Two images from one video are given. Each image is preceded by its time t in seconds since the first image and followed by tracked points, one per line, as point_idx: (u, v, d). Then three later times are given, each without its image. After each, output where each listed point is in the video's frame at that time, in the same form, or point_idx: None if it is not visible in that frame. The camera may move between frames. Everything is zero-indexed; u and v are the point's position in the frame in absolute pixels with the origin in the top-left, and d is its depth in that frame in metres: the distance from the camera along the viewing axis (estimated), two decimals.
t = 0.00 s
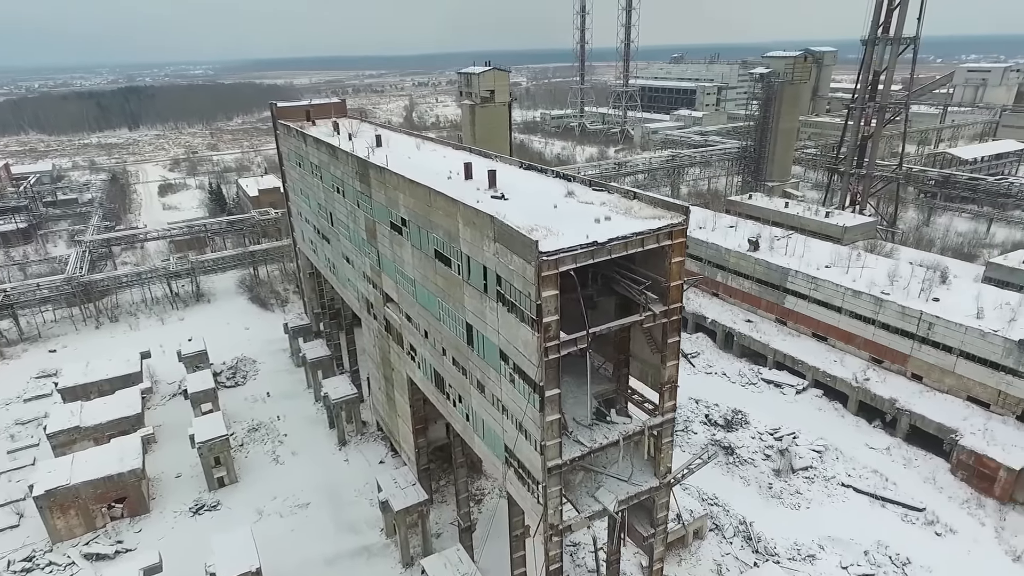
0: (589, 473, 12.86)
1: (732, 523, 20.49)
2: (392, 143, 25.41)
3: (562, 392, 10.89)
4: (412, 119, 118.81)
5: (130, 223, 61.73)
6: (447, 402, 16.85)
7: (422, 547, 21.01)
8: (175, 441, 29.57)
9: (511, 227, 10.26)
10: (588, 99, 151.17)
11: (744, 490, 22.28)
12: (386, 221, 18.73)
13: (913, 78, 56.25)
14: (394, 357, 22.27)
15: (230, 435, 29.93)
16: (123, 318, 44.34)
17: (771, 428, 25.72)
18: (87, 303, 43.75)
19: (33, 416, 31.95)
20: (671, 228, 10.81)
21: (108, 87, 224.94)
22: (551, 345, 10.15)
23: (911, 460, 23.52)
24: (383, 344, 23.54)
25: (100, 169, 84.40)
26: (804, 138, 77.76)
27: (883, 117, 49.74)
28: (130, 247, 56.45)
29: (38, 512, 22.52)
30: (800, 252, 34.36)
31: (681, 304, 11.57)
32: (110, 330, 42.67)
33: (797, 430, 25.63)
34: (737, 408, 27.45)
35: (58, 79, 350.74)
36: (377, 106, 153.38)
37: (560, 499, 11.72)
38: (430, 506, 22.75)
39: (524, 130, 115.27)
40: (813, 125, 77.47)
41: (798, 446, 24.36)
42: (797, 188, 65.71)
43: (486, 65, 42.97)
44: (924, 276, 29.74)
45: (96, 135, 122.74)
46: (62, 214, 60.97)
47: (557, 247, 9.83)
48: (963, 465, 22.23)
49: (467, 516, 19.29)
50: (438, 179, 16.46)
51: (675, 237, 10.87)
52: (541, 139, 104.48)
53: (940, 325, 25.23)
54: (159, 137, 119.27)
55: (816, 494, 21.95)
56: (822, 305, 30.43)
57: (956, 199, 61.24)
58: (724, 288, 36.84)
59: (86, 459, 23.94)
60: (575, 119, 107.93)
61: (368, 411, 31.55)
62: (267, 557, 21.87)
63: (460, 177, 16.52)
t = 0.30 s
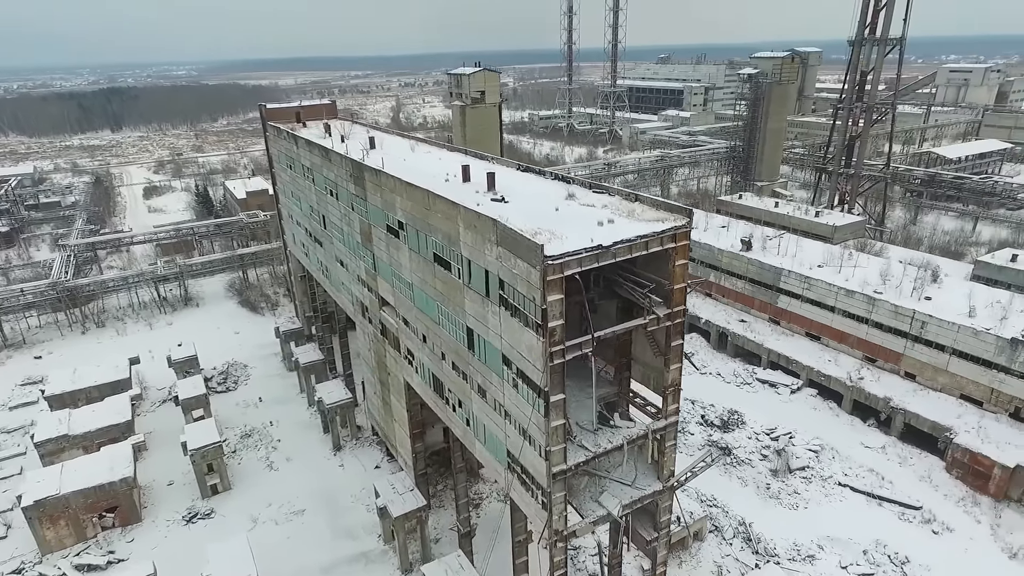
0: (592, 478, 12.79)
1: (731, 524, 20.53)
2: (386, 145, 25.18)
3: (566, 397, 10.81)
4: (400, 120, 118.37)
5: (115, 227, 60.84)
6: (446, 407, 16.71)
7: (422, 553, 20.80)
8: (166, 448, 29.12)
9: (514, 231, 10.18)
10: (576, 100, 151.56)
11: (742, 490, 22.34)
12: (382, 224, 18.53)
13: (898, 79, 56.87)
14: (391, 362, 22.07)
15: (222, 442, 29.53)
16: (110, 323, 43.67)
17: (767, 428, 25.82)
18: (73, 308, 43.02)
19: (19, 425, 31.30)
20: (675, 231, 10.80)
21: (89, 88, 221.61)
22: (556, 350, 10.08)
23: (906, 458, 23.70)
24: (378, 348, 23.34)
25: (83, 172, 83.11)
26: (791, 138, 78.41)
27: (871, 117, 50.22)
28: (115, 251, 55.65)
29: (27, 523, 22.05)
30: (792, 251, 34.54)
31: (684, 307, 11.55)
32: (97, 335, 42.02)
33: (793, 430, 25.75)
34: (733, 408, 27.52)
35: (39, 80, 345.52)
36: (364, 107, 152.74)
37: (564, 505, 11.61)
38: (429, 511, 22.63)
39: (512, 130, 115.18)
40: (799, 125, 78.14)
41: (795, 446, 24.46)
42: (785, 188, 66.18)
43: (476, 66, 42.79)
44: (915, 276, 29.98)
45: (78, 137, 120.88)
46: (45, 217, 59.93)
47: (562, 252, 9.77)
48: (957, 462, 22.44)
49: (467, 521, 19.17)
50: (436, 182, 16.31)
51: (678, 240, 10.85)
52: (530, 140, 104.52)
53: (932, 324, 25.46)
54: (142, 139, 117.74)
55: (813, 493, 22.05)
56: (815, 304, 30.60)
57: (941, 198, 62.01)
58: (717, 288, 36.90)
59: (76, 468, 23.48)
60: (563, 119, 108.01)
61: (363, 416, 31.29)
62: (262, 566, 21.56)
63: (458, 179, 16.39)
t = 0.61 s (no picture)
0: (599, 482, 12.71)
1: (735, 526, 20.50)
2: (385, 146, 25.03)
3: (575, 402, 10.72)
4: (392, 121, 117.97)
5: (106, 229, 60.26)
6: (450, 411, 16.59)
7: (424, 558, 20.63)
8: (162, 453, 28.81)
9: (523, 234, 10.12)
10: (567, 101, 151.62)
11: (743, 492, 22.33)
12: (383, 227, 18.36)
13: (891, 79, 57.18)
14: (391, 365, 21.93)
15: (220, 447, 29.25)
16: (102, 327, 43.23)
17: (768, 429, 25.83)
18: (64, 312, 42.52)
19: (11, 431, 30.90)
20: (684, 234, 10.78)
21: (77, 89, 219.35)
22: (565, 355, 10.01)
23: (907, 458, 23.75)
24: (378, 352, 23.22)
25: (72, 174, 82.27)
26: (784, 138, 78.76)
27: (864, 117, 50.46)
28: (107, 254, 55.10)
29: (22, 532, 21.73)
30: (790, 252, 34.61)
31: (693, 310, 11.51)
32: (89, 339, 41.61)
33: (794, 431, 25.77)
34: (733, 409, 27.53)
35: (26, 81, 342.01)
36: (355, 108, 152.23)
37: (573, 511, 11.52)
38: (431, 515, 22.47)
39: (505, 131, 115.08)
40: (792, 125, 78.49)
41: (796, 447, 24.48)
42: (779, 188, 66.42)
43: (471, 67, 42.63)
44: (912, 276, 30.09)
45: (66, 138, 119.63)
46: (34, 220, 59.24)
47: (572, 256, 9.73)
48: (957, 462, 22.53)
49: (470, 526, 19.05)
50: (438, 185, 16.19)
51: (687, 243, 10.82)
52: (523, 140, 104.50)
53: (931, 324, 25.56)
54: (131, 141, 116.66)
55: (815, 495, 22.07)
56: (813, 305, 30.67)
57: (933, 198, 62.43)
58: (715, 288, 36.87)
59: (72, 475, 23.17)
60: (556, 120, 107.98)
61: (361, 419, 31.08)
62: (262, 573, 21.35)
63: (461, 182, 16.30)
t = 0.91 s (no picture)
0: (607, 487, 12.64)
1: (739, 528, 20.47)
2: (384, 148, 24.91)
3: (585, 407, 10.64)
4: (384, 122, 117.70)
5: (97, 232, 59.70)
6: (454, 415, 16.47)
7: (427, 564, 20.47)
8: (160, 459, 28.53)
9: (532, 238, 10.04)
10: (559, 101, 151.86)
11: (746, 493, 22.32)
12: (385, 230, 18.25)
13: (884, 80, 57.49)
14: (392, 368, 21.79)
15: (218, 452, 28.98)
16: (95, 331, 42.81)
17: (768, 430, 25.84)
18: (56, 316, 42.04)
19: (4, 437, 30.53)
20: (694, 237, 10.75)
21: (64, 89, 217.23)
22: (576, 359, 9.93)
23: (907, 458, 23.82)
24: (379, 355, 23.06)
25: (61, 175, 81.45)
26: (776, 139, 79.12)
27: (858, 118, 50.68)
28: (98, 257, 54.57)
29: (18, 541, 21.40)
30: (787, 253, 34.67)
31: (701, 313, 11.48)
32: (82, 343, 41.19)
33: (795, 431, 25.79)
34: (734, 410, 27.53)
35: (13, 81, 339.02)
36: (347, 108, 151.80)
37: (582, 515, 11.43)
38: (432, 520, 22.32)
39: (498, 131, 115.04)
40: (785, 125, 78.81)
41: (797, 448, 24.49)
42: (773, 188, 66.66)
43: (466, 67, 42.49)
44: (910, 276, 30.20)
45: (54, 140, 118.43)
46: (24, 223, 58.58)
47: (583, 260, 9.67)
48: (958, 462, 22.61)
49: (473, 530, 18.96)
50: (442, 188, 16.09)
51: (697, 246, 10.79)
52: (516, 141, 104.53)
53: (930, 324, 25.65)
54: (120, 142, 115.70)
55: (817, 496, 22.07)
56: (812, 305, 30.73)
57: (925, 198, 62.84)
58: (713, 289, 36.86)
59: (68, 482, 22.88)
60: (549, 120, 108.01)
61: (361, 423, 30.89)
62: None
63: (465, 184, 16.21)
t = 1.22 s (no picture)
0: (617, 491, 12.60)
1: (743, 529, 20.47)
2: (384, 150, 24.76)
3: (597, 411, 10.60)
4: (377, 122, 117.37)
5: (88, 235, 59.07)
6: (459, 419, 16.37)
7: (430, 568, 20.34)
8: (157, 465, 28.23)
9: (545, 241, 9.97)
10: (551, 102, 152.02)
11: (748, 494, 22.34)
12: (388, 232, 18.13)
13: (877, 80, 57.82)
14: (394, 372, 21.66)
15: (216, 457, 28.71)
16: (87, 335, 42.34)
17: (769, 431, 25.89)
18: (47, 320, 41.53)
19: None
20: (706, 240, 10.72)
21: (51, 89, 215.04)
22: (589, 363, 9.88)
23: (908, 458, 23.90)
24: (380, 359, 22.92)
25: (50, 177, 80.55)
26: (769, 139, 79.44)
27: (852, 118, 50.90)
28: (90, 260, 54.03)
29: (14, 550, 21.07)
30: (785, 253, 34.74)
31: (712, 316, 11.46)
32: (75, 348, 40.72)
33: (795, 432, 25.85)
34: (735, 411, 27.55)
35: None
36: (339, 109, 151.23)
37: (594, 521, 11.37)
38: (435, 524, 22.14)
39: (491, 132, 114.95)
40: (778, 125, 79.12)
41: (798, 448, 24.53)
42: (767, 188, 66.90)
43: (462, 68, 42.36)
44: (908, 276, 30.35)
45: (42, 141, 117.06)
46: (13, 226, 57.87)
47: (596, 264, 9.62)
48: (958, 461, 22.72)
49: (477, 535, 18.87)
50: (447, 190, 16.00)
51: (709, 249, 10.78)
52: (509, 142, 104.54)
53: (929, 324, 25.76)
54: (110, 143, 114.70)
55: (820, 496, 22.10)
56: (811, 305, 30.80)
57: (918, 198, 63.30)
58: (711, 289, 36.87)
59: (65, 490, 22.59)
60: (542, 120, 107.97)
61: (360, 426, 30.72)
62: None
63: (470, 186, 16.12)
